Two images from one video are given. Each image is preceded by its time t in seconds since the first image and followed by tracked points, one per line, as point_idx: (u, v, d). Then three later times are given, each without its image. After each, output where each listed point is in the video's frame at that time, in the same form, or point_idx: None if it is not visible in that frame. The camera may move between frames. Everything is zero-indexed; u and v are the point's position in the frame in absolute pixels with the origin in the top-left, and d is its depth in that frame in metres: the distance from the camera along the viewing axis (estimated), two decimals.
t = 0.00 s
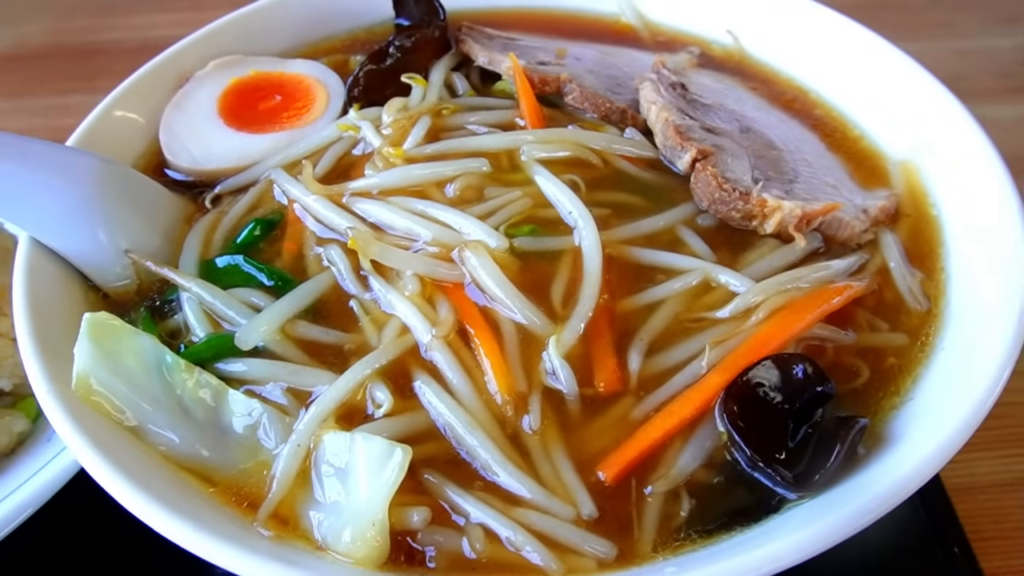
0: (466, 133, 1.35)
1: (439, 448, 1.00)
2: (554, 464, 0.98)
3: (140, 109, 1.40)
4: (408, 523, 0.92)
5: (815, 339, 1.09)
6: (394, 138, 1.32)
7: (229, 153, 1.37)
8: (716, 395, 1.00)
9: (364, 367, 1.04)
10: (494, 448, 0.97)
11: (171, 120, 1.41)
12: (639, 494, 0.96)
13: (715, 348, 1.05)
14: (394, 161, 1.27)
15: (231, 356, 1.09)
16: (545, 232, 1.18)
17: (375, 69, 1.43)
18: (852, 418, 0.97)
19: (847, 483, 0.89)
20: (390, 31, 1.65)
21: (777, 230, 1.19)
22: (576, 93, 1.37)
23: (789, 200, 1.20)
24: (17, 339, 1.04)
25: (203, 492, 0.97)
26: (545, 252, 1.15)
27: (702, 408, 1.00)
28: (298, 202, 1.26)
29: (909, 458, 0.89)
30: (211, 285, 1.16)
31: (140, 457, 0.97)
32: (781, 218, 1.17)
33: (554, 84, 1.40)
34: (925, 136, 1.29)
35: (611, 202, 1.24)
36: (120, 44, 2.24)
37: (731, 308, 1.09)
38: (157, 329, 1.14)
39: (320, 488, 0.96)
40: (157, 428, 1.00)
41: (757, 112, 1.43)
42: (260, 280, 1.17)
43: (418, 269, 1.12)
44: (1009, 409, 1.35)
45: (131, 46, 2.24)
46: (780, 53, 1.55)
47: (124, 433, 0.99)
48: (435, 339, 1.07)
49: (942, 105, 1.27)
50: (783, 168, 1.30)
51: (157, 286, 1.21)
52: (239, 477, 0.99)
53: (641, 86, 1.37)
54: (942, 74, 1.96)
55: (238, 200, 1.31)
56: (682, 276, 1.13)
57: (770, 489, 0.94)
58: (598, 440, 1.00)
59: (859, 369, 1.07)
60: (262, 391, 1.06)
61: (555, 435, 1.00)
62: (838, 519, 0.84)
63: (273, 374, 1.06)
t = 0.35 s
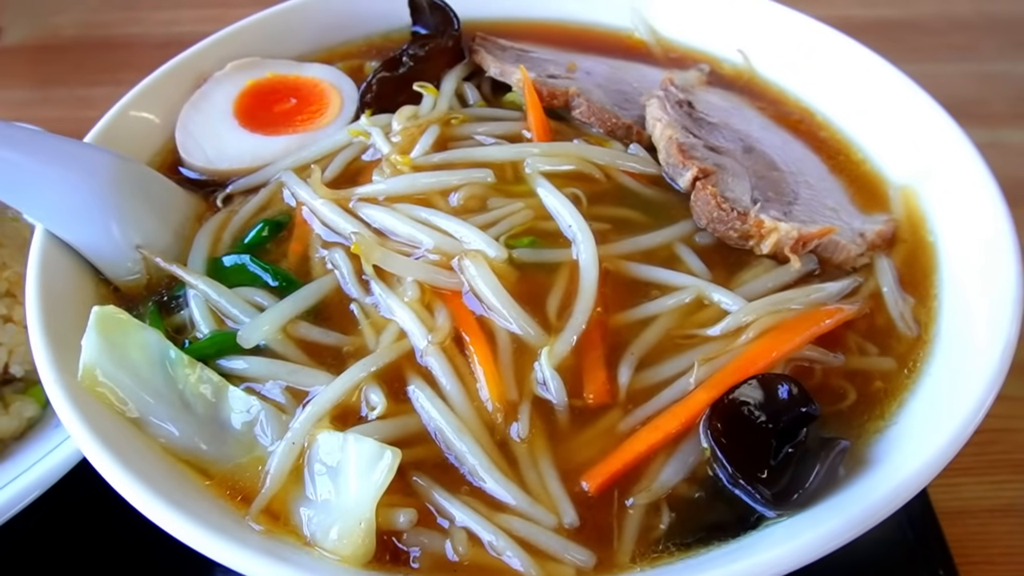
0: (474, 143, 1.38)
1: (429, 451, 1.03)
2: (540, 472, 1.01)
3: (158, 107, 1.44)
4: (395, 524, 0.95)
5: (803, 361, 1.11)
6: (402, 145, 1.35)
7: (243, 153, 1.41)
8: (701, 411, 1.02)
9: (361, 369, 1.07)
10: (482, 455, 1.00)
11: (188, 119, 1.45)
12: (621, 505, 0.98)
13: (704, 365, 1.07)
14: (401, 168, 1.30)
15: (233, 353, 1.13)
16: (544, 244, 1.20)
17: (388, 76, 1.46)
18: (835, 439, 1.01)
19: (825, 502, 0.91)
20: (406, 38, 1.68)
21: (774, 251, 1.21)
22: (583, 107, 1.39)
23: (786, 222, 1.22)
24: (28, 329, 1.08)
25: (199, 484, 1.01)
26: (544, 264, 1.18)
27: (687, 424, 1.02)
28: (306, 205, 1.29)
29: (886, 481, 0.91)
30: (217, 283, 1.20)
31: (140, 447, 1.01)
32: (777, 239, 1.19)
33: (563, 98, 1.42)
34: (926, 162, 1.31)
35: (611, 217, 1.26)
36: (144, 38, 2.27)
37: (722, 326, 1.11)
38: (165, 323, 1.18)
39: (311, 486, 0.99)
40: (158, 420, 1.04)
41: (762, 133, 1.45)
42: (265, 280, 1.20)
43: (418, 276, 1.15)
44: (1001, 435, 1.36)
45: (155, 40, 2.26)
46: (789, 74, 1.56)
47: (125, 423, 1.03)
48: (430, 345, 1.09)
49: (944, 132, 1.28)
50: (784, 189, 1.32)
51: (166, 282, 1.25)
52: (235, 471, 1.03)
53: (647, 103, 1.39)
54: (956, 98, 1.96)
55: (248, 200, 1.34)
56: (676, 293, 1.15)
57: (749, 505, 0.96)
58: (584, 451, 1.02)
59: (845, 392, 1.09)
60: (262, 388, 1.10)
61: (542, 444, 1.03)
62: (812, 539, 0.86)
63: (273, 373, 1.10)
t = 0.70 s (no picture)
0: (493, 151, 1.39)
1: (434, 454, 1.04)
2: (543, 479, 1.02)
3: (185, 103, 1.46)
4: (397, 523, 0.97)
5: (810, 380, 1.11)
6: (423, 151, 1.36)
7: (266, 152, 1.43)
8: (704, 426, 1.03)
9: (371, 370, 1.09)
10: (486, 459, 1.02)
11: (214, 117, 1.47)
12: (620, 515, 1.00)
13: (710, 380, 1.08)
14: (420, 173, 1.32)
15: (247, 348, 1.15)
16: (557, 254, 1.22)
17: (412, 82, 1.47)
18: (835, 459, 1.02)
19: (823, 522, 0.92)
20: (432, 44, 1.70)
21: (786, 270, 1.21)
22: (603, 119, 1.40)
23: (799, 241, 1.22)
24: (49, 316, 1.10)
25: (209, 476, 1.03)
26: (556, 273, 1.19)
27: (690, 438, 1.03)
28: (326, 206, 1.31)
29: (885, 503, 0.91)
30: (235, 279, 1.22)
31: (152, 437, 1.03)
32: (789, 258, 1.19)
33: (583, 109, 1.43)
34: (942, 186, 1.31)
35: (625, 229, 1.28)
36: (177, 33, 2.30)
37: (729, 342, 1.12)
38: (183, 316, 1.20)
39: (318, 482, 1.01)
40: (171, 411, 1.07)
41: (781, 151, 1.45)
42: (282, 278, 1.22)
43: (432, 280, 1.17)
44: (1008, 461, 1.36)
45: (188, 36, 2.29)
46: (811, 93, 1.57)
47: (139, 413, 1.05)
48: (441, 349, 1.11)
49: (962, 157, 1.29)
50: (799, 209, 1.33)
51: (186, 276, 1.27)
52: (244, 464, 1.05)
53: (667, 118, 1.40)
54: (981, 122, 1.96)
55: (270, 199, 1.36)
56: (686, 308, 1.17)
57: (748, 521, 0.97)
58: (587, 460, 1.03)
59: (850, 413, 1.10)
60: (274, 384, 1.12)
61: (546, 451, 1.04)
62: (808, 558, 0.86)
63: (286, 370, 1.12)
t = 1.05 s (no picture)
0: (507, 157, 1.37)
1: (433, 459, 1.04)
2: (540, 488, 1.02)
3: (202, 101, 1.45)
4: (392, 527, 0.97)
5: (814, 400, 1.10)
6: (437, 154, 1.36)
7: (282, 151, 1.41)
8: (704, 442, 1.03)
9: (374, 372, 1.10)
10: (484, 466, 1.01)
11: (233, 114, 1.45)
12: (616, 527, 0.99)
13: (713, 396, 1.08)
14: (433, 177, 1.31)
15: (253, 346, 1.16)
16: (565, 262, 1.21)
17: (430, 85, 1.45)
18: (836, 480, 1.01)
19: (819, 543, 0.91)
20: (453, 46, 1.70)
21: (795, 286, 1.20)
22: (618, 129, 1.39)
23: (810, 259, 1.21)
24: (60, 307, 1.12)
25: (209, 471, 1.04)
26: (563, 282, 1.19)
27: (690, 452, 1.02)
28: (337, 206, 1.30)
29: (884, 526, 0.90)
30: (243, 276, 1.23)
31: (155, 430, 1.05)
32: (799, 274, 1.18)
33: (599, 118, 1.41)
34: (960, 207, 1.29)
35: (635, 240, 1.27)
36: (206, 28, 2.32)
37: (733, 358, 1.12)
38: (191, 311, 1.21)
39: (315, 481, 1.02)
40: (175, 406, 1.08)
41: (798, 166, 1.44)
42: (290, 277, 1.22)
43: (438, 284, 1.16)
44: (1017, 487, 1.34)
45: (216, 31, 2.31)
46: (831, 109, 1.55)
47: (143, 406, 1.07)
48: (444, 354, 1.11)
49: (980, 178, 1.27)
50: (812, 225, 1.32)
51: (196, 271, 1.28)
52: (244, 461, 1.06)
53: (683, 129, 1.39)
54: (1005, 143, 1.94)
55: (283, 197, 1.36)
56: (693, 321, 1.16)
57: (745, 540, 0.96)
58: (585, 471, 1.03)
59: (854, 434, 1.08)
60: (278, 382, 1.12)
61: (545, 460, 1.04)
62: None
63: (290, 368, 1.13)
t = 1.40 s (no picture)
0: (523, 163, 1.38)
1: (437, 461, 1.05)
2: (541, 494, 1.02)
3: (225, 96, 1.47)
4: (393, 527, 0.98)
5: (820, 417, 1.10)
6: (454, 157, 1.36)
7: (301, 149, 1.42)
8: (707, 455, 1.03)
9: (383, 372, 1.11)
10: (487, 470, 1.02)
11: (254, 111, 1.46)
12: (615, 536, 1.00)
13: (718, 409, 1.08)
14: (449, 180, 1.32)
15: (265, 341, 1.17)
16: (576, 270, 1.22)
17: (451, 87, 1.46)
18: (837, 499, 1.01)
19: (818, 561, 0.91)
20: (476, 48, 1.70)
21: (805, 302, 1.20)
22: (635, 138, 1.39)
23: (822, 274, 1.21)
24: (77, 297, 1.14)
25: (217, 464, 1.06)
26: (574, 289, 1.19)
27: (693, 465, 1.03)
28: (353, 206, 1.31)
29: (883, 546, 0.90)
30: (258, 272, 1.24)
31: (165, 422, 1.06)
32: (810, 290, 1.18)
33: (617, 126, 1.42)
34: (976, 228, 1.28)
35: (647, 250, 1.27)
36: (233, 20, 2.34)
37: (740, 372, 1.12)
38: (206, 305, 1.23)
39: (320, 479, 1.04)
40: (186, 398, 1.10)
41: (814, 180, 1.44)
42: (304, 275, 1.24)
43: (449, 287, 1.18)
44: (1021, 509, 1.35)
45: (243, 24, 2.33)
46: (850, 123, 1.54)
47: (155, 398, 1.09)
48: (452, 358, 1.12)
49: (997, 199, 1.26)
50: (826, 241, 1.31)
51: (212, 265, 1.29)
52: (252, 456, 1.08)
53: (700, 140, 1.39)
54: None
55: (301, 195, 1.37)
56: (700, 333, 1.16)
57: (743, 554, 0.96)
58: (587, 479, 1.04)
59: (859, 452, 1.08)
60: (288, 378, 1.14)
61: (548, 467, 1.05)
62: None
63: (301, 366, 1.14)
